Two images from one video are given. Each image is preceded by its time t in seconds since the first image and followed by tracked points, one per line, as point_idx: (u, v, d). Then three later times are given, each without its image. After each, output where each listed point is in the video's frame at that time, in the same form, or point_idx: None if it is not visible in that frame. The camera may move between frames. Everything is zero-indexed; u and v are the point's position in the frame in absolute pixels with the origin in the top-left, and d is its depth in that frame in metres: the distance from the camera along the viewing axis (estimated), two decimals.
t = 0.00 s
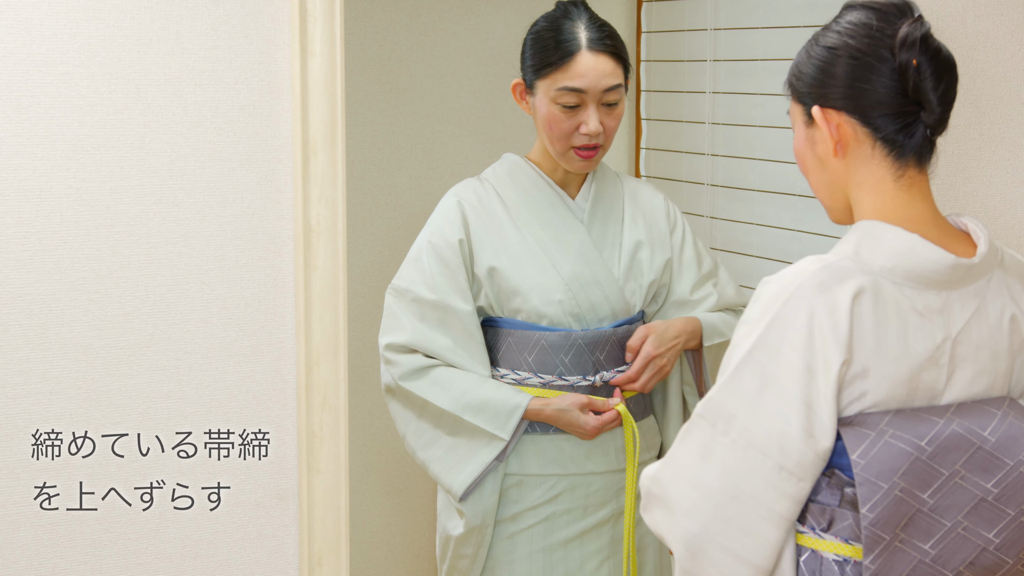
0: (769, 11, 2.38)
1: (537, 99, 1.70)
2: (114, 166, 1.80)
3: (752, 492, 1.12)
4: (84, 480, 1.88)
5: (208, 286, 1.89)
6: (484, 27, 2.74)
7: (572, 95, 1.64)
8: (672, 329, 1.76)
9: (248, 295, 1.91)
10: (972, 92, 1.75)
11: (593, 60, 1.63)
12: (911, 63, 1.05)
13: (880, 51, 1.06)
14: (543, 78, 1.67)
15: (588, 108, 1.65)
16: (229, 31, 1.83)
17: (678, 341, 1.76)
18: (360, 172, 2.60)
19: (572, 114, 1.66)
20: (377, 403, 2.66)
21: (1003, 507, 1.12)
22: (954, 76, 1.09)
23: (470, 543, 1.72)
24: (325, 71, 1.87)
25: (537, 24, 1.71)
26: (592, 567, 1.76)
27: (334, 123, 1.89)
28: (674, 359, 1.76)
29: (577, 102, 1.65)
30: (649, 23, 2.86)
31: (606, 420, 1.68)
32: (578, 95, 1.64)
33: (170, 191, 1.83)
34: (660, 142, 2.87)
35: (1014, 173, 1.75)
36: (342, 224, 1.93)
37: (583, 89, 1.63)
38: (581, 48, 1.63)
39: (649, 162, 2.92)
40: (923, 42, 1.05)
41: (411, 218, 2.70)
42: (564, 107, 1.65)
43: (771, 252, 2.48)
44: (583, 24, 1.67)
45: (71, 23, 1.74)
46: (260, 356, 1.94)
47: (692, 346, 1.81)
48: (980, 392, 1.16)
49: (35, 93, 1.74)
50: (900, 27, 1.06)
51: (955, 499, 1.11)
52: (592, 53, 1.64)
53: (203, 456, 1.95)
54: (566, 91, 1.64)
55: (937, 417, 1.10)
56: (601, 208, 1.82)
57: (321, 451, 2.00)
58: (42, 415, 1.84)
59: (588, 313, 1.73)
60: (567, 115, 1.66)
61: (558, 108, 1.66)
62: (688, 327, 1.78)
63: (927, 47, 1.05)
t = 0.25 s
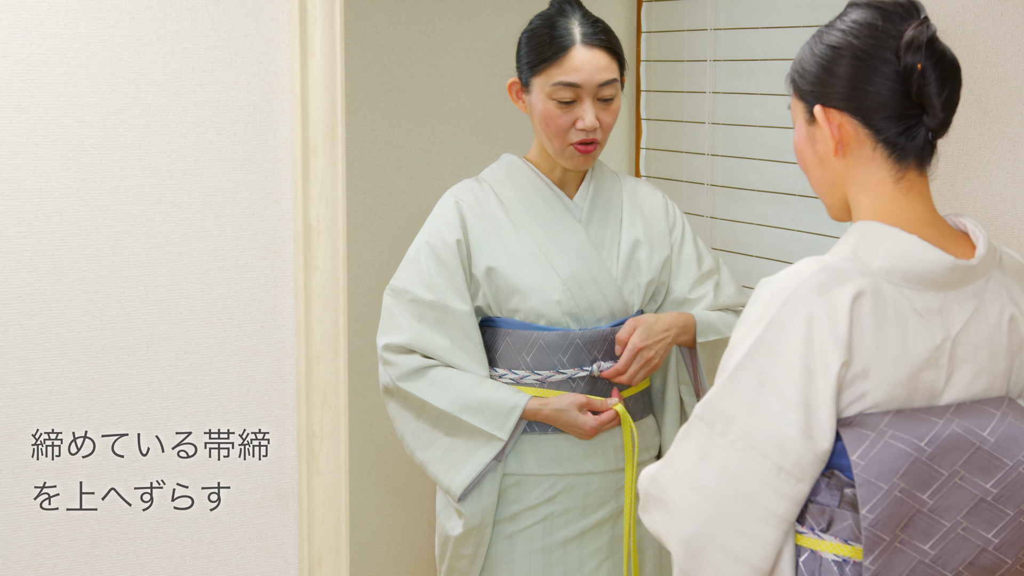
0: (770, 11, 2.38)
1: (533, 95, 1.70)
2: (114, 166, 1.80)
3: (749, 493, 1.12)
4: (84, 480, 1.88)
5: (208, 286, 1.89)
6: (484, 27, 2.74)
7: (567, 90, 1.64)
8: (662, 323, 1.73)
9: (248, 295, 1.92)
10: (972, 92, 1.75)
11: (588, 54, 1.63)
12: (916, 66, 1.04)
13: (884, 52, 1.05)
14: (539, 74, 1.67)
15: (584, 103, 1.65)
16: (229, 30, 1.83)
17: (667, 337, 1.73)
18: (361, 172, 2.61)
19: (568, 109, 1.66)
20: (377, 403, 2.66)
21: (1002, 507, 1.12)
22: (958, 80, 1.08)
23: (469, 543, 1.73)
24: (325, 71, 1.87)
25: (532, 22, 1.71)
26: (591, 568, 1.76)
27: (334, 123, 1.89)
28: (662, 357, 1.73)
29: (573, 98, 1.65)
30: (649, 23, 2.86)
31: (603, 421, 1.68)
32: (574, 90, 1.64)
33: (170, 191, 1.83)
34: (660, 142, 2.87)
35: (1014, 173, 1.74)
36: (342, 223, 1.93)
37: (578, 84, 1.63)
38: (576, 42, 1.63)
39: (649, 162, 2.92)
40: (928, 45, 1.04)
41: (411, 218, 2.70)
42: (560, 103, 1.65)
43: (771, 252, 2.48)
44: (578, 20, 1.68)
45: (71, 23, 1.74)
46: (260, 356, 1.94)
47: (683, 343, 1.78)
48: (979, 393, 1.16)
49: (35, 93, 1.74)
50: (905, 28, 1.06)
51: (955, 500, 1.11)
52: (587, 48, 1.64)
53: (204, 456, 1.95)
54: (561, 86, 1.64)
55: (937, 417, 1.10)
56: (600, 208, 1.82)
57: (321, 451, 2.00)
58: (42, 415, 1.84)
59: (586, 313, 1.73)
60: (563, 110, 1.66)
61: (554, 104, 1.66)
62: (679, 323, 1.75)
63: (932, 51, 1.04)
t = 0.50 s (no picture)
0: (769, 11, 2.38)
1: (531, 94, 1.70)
2: (114, 166, 1.80)
3: (744, 491, 1.12)
4: (84, 480, 1.88)
5: (208, 286, 1.89)
6: (484, 27, 2.74)
7: (565, 87, 1.64)
8: (648, 320, 1.71)
9: (248, 295, 1.91)
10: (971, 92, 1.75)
11: (585, 51, 1.64)
12: (921, 68, 1.04)
13: (887, 53, 1.05)
14: (537, 72, 1.67)
15: (581, 100, 1.65)
16: (230, 30, 1.83)
17: (654, 335, 1.71)
18: (361, 172, 2.61)
19: (566, 107, 1.66)
20: (377, 403, 2.66)
21: (999, 507, 1.12)
22: (963, 82, 1.09)
23: (473, 544, 1.73)
24: (325, 71, 1.86)
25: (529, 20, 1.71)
26: (593, 568, 1.76)
27: (334, 123, 1.89)
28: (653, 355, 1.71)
29: (570, 95, 1.65)
30: (649, 23, 2.86)
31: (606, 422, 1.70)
32: (572, 87, 1.64)
33: (170, 191, 1.83)
34: (659, 142, 2.87)
35: (1014, 172, 1.75)
36: (342, 223, 1.93)
37: (575, 81, 1.63)
38: (572, 40, 1.63)
39: (649, 162, 2.92)
40: (932, 46, 1.04)
41: (410, 218, 2.69)
42: (557, 100, 1.65)
43: (770, 252, 2.48)
44: (575, 18, 1.68)
45: (71, 23, 1.74)
46: (260, 356, 1.94)
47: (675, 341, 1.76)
48: (978, 393, 1.16)
49: (35, 93, 1.74)
50: (909, 29, 1.06)
51: (952, 499, 1.11)
52: (583, 44, 1.64)
53: (203, 456, 1.95)
54: (558, 83, 1.64)
55: (933, 417, 1.10)
56: (600, 208, 1.82)
57: (321, 451, 2.00)
58: (42, 415, 1.84)
59: (588, 313, 1.73)
60: (560, 108, 1.66)
61: (552, 101, 1.66)
62: (667, 319, 1.73)
63: (937, 53, 1.04)
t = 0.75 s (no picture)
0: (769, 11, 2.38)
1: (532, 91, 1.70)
2: (114, 166, 1.80)
3: (744, 490, 1.12)
4: (84, 481, 1.88)
5: (208, 286, 1.89)
6: (484, 27, 2.74)
7: (566, 83, 1.64)
8: (612, 327, 1.65)
9: (248, 295, 1.91)
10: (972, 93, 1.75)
11: (586, 48, 1.64)
12: (931, 72, 1.04)
13: (897, 54, 1.05)
14: (539, 69, 1.67)
15: (582, 96, 1.64)
16: (230, 30, 1.83)
17: (615, 343, 1.64)
18: (361, 172, 2.61)
19: (567, 103, 1.65)
20: (377, 403, 2.66)
21: (999, 508, 1.12)
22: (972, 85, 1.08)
23: (476, 545, 1.72)
24: (325, 71, 1.86)
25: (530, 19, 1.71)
26: (597, 568, 1.76)
27: (334, 123, 1.89)
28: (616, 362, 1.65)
29: (572, 90, 1.65)
30: (649, 23, 2.86)
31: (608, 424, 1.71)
32: (573, 83, 1.64)
33: (170, 191, 1.83)
34: (660, 142, 2.87)
35: (1015, 173, 1.77)
36: (342, 223, 1.92)
37: (577, 77, 1.63)
38: (573, 36, 1.63)
39: (649, 162, 2.92)
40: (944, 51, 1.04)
41: (410, 218, 2.69)
42: (559, 96, 1.65)
43: (770, 252, 2.48)
44: (576, 16, 1.68)
45: (71, 23, 1.74)
46: (260, 356, 1.94)
47: (645, 351, 1.70)
48: (979, 393, 1.16)
49: (35, 93, 1.74)
50: (920, 32, 1.05)
51: (952, 500, 1.11)
52: (584, 41, 1.64)
53: (203, 457, 1.95)
54: (560, 79, 1.64)
55: (934, 417, 1.10)
56: (602, 209, 1.82)
57: (321, 451, 2.00)
58: (42, 415, 1.84)
59: (592, 313, 1.73)
60: (562, 104, 1.65)
61: (554, 98, 1.66)
62: (634, 328, 1.67)
63: (947, 58, 1.04)
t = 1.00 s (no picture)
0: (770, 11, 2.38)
1: (535, 88, 1.70)
2: (114, 166, 1.80)
3: (750, 489, 1.12)
4: (84, 480, 1.89)
5: (208, 286, 1.89)
6: (484, 27, 2.74)
7: (570, 79, 1.64)
8: (590, 321, 1.64)
9: (248, 295, 1.91)
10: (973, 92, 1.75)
11: (590, 45, 1.64)
12: (941, 75, 1.03)
13: (907, 55, 1.05)
14: (543, 65, 1.67)
15: (585, 92, 1.65)
16: (229, 31, 1.83)
17: (591, 338, 1.62)
18: (360, 172, 2.61)
19: (571, 99, 1.65)
20: (377, 403, 2.66)
21: (1004, 507, 1.12)
22: (981, 92, 1.08)
23: (475, 543, 1.72)
24: (325, 71, 1.85)
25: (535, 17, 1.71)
26: (597, 567, 1.76)
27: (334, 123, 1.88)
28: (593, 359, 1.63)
29: (575, 86, 1.65)
30: (649, 23, 2.86)
31: (605, 423, 1.69)
32: (576, 79, 1.64)
33: (170, 191, 1.84)
34: (660, 142, 2.87)
35: (1015, 172, 1.77)
36: (343, 224, 1.91)
37: (580, 72, 1.64)
38: (577, 33, 1.64)
39: (650, 162, 2.92)
40: (955, 55, 1.03)
41: (411, 218, 2.69)
42: (563, 92, 1.65)
43: (771, 252, 2.48)
44: (580, 14, 1.68)
45: (70, 23, 1.75)
46: (260, 356, 1.94)
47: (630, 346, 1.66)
48: (983, 392, 1.16)
49: (35, 93, 1.75)
50: (931, 34, 1.05)
51: (957, 499, 1.11)
52: (588, 38, 1.65)
53: (204, 456, 1.95)
54: (564, 75, 1.64)
55: (939, 417, 1.10)
56: (604, 208, 1.82)
57: (321, 451, 1.99)
58: (42, 414, 1.85)
59: (591, 312, 1.73)
60: (565, 100, 1.65)
61: (558, 93, 1.66)
62: (614, 322, 1.64)
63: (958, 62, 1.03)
